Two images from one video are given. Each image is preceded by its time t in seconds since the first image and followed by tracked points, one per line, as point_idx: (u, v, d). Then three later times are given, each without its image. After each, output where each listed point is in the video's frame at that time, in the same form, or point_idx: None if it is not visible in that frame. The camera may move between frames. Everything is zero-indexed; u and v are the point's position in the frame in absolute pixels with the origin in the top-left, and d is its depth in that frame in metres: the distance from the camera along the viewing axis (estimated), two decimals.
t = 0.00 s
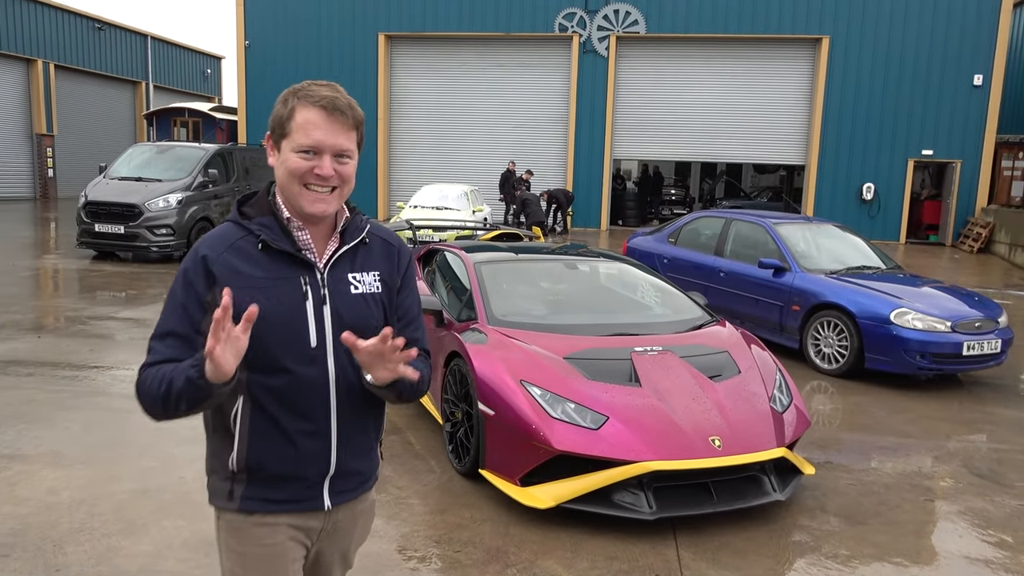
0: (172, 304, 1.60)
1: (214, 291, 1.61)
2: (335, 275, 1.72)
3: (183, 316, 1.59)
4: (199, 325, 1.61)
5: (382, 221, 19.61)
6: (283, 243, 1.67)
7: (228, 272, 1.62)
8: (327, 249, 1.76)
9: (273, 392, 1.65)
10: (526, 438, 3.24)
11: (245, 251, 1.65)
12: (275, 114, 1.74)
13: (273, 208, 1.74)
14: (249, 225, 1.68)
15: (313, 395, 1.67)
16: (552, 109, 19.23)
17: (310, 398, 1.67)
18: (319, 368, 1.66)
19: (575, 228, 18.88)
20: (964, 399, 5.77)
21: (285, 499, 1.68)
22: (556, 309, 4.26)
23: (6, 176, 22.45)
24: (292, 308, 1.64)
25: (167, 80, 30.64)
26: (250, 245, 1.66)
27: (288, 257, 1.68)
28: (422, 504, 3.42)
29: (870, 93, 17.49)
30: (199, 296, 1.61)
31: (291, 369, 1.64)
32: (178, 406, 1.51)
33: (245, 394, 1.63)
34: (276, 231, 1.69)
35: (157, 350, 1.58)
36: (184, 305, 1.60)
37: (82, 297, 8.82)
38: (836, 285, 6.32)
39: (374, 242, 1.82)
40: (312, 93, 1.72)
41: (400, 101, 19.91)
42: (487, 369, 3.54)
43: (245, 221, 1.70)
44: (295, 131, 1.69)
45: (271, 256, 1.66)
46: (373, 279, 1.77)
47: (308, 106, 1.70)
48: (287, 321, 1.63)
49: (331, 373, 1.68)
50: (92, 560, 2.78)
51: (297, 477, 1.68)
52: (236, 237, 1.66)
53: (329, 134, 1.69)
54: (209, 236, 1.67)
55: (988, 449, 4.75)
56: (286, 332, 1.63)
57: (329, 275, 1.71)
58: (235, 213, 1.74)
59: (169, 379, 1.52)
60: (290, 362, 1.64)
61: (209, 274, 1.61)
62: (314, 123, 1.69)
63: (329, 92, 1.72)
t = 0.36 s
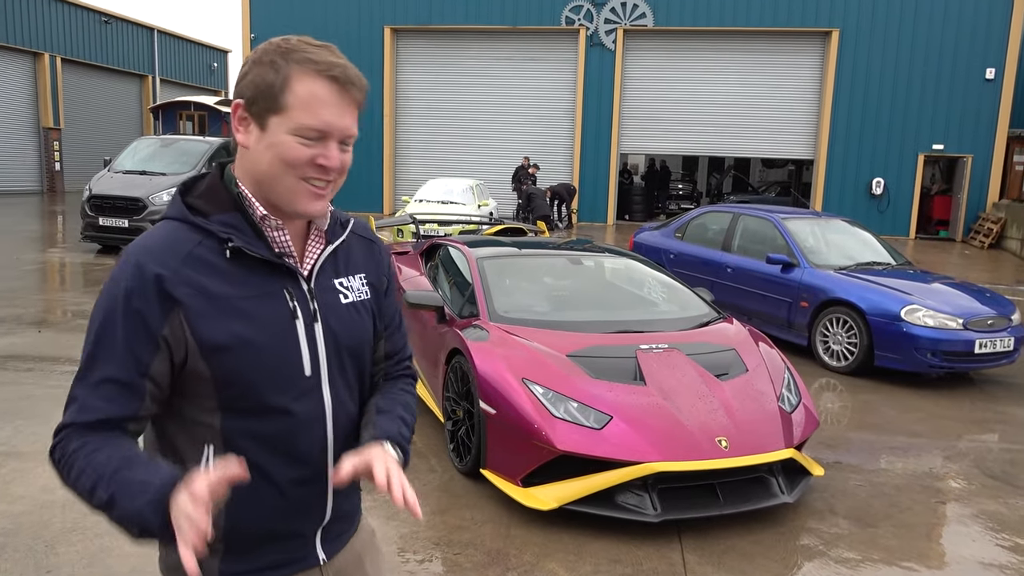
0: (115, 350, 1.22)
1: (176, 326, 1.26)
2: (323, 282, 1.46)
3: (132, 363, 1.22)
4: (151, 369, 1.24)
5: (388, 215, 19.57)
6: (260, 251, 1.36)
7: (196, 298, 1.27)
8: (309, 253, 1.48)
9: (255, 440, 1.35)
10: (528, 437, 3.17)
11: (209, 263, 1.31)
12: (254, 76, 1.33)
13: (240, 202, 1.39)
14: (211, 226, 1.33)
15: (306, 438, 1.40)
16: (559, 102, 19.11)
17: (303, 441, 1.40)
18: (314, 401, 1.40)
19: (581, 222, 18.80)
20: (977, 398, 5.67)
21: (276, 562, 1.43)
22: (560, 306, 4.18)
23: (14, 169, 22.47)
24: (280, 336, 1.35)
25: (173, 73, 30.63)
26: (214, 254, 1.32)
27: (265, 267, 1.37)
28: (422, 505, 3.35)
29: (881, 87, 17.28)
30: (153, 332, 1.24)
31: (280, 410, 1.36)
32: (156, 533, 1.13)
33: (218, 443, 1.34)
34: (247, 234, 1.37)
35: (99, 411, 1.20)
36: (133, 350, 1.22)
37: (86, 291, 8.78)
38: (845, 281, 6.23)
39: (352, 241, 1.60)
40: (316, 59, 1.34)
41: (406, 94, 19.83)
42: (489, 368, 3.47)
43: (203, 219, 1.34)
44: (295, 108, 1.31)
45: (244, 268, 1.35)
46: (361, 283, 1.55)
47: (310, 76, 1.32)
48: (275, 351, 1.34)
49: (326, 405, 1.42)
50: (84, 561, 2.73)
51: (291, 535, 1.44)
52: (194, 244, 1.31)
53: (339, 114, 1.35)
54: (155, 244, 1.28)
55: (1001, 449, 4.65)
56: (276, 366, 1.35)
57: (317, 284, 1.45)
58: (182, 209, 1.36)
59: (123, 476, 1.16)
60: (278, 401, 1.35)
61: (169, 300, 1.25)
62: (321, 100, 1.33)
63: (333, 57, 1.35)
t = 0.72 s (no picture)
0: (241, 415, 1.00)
1: (275, 362, 1.05)
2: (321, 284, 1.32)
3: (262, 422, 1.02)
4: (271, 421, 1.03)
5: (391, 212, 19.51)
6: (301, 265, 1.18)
7: (283, 326, 1.07)
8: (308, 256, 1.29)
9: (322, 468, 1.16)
10: (527, 441, 3.09)
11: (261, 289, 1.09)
12: (304, 77, 1.09)
13: (260, 217, 1.14)
14: (253, 252, 1.10)
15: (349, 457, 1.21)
16: (562, 99, 19.01)
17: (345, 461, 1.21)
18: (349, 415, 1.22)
19: (584, 219, 18.71)
20: (985, 399, 5.57)
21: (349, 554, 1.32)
22: (560, 306, 4.10)
23: (16, 166, 22.45)
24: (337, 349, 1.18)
25: (175, 70, 30.58)
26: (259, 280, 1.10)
27: (297, 278, 1.18)
28: (420, 510, 3.28)
29: (887, 83, 17.14)
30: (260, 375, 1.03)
31: (338, 424, 1.18)
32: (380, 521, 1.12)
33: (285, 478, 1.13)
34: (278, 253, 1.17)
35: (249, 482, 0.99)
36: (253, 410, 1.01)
37: (86, 288, 8.72)
38: (852, 280, 6.13)
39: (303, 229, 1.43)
40: (367, 65, 1.18)
41: (408, 91, 19.75)
42: (488, 370, 3.38)
43: (239, 248, 1.09)
44: (363, 125, 1.16)
45: (288, 282, 1.15)
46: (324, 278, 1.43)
47: (366, 83, 1.17)
48: (334, 367, 1.16)
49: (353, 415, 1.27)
50: (71, 569, 2.66)
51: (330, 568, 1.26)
52: (242, 277, 1.07)
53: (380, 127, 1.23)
54: (205, 282, 1.02)
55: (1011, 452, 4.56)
56: (339, 378, 1.19)
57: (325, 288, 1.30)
58: (196, 237, 1.07)
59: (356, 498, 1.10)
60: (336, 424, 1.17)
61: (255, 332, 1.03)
62: (374, 116, 1.19)
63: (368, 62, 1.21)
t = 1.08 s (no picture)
0: (218, 431, 0.93)
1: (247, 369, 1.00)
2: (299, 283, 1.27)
3: (246, 436, 0.96)
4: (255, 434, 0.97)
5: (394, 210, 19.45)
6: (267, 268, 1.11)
7: (245, 332, 1.01)
8: (281, 253, 1.20)
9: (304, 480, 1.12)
10: (525, 444, 3.03)
11: (228, 294, 1.02)
12: (191, 38, 1.00)
13: (215, 213, 1.06)
14: (205, 255, 1.01)
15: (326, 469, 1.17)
16: (565, 97, 18.93)
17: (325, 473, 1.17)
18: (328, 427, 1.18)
19: (588, 218, 18.65)
20: (993, 402, 5.48)
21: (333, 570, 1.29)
22: (561, 306, 4.04)
23: (20, 163, 22.44)
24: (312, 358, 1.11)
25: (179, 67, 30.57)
26: (225, 285, 1.03)
27: (268, 283, 1.11)
28: (418, 515, 3.21)
29: (893, 82, 17.01)
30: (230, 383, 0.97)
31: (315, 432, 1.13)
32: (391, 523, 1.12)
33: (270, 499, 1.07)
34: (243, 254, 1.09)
35: (238, 501, 0.93)
36: (231, 424, 0.94)
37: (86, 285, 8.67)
38: (858, 280, 6.05)
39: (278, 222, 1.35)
40: (258, 2, 1.05)
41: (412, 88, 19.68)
42: (487, 372, 3.31)
43: (184, 247, 1.01)
44: (264, 71, 1.03)
45: (256, 286, 1.08)
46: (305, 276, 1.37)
47: (267, 26, 1.04)
48: (307, 375, 1.10)
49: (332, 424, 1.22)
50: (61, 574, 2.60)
51: None
52: (205, 285, 0.99)
53: (305, 70, 1.09)
54: (168, 284, 0.95)
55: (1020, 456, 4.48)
56: (314, 383, 1.11)
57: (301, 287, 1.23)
58: (150, 239, 0.98)
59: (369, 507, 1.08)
60: (312, 436, 1.13)
61: (221, 338, 0.97)
62: (282, 52, 1.05)
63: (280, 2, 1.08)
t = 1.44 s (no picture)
0: (139, 402, 1.03)
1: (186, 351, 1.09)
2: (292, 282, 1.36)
3: (173, 407, 1.05)
4: (189, 405, 1.08)
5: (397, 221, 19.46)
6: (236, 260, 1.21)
7: (188, 313, 1.10)
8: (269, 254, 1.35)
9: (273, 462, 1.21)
10: (523, 458, 2.99)
11: (184, 282, 1.13)
12: (150, 62, 1.21)
13: (187, 209, 1.22)
14: (169, 245, 1.15)
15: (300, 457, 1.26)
16: (569, 108, 18.96)
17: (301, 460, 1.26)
18: (310, 419, 1.28)
19: (592, 228, 18.64)
20: (999, 414, 5.42)
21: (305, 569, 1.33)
22: (559, 317, 4.01)
23: (26, 174, 22.52)
24: (280, 346, 1.21)
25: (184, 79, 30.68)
26: (187, 274, 1.15)
27: (240, 276, 1.21)
28: (415, 530, 3.17)
29: (896, 92, 17.00)
30: (165, 361, 1.06)
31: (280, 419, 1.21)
32: (349, 528, 1.19)
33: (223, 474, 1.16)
34: (210, 248, 1.22)
35: (151, 470, 1.03)
36: (158, 395, 1.04)
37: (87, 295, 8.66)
38: (862, 292, 6.00)
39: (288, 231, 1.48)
40: (214, 24, 1.23)
41: (416, 99, 19.74)
42: (484, 384, 3.28)
43: (154, 236, 1.16)
44: (204, 76, 1.19)
45: (220, 276, 1.18)
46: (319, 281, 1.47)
47: (214, 37, 1.21)
48: (268, 361, 1.18)
49: (319, 418, 1.31)
50: None
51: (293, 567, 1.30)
52: (160, 269, 1.11)
53: (250, 72, 1.23)
54: (124, 267, 1.08)
55: None
56: (280, 368, 1.20)
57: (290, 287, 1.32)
58: (120, 230, 1.14)
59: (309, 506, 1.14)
60: (277, 421, 1.21)
61: (161, 316, 1.08)
62: (229, 60, 1.21)
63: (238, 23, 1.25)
